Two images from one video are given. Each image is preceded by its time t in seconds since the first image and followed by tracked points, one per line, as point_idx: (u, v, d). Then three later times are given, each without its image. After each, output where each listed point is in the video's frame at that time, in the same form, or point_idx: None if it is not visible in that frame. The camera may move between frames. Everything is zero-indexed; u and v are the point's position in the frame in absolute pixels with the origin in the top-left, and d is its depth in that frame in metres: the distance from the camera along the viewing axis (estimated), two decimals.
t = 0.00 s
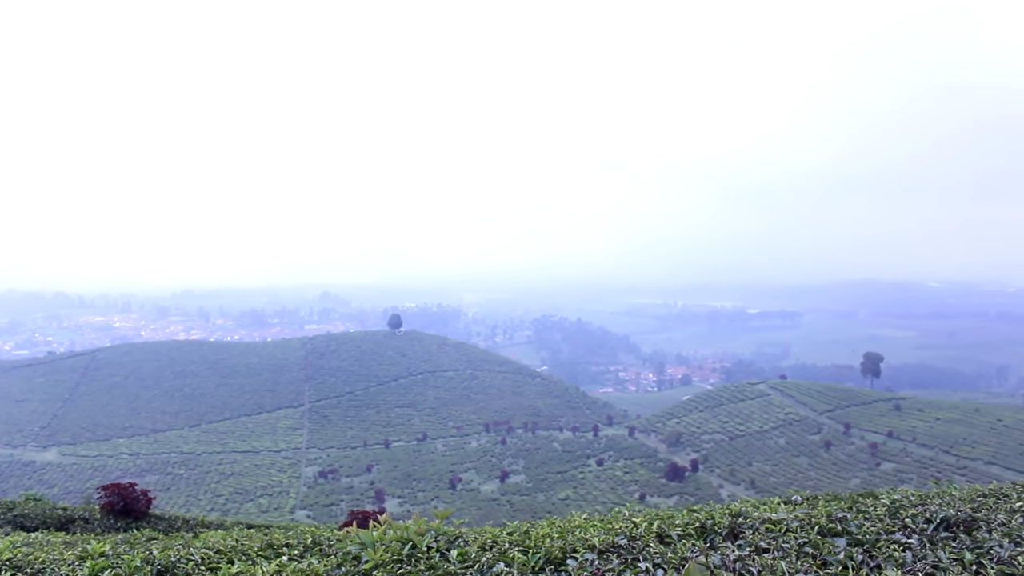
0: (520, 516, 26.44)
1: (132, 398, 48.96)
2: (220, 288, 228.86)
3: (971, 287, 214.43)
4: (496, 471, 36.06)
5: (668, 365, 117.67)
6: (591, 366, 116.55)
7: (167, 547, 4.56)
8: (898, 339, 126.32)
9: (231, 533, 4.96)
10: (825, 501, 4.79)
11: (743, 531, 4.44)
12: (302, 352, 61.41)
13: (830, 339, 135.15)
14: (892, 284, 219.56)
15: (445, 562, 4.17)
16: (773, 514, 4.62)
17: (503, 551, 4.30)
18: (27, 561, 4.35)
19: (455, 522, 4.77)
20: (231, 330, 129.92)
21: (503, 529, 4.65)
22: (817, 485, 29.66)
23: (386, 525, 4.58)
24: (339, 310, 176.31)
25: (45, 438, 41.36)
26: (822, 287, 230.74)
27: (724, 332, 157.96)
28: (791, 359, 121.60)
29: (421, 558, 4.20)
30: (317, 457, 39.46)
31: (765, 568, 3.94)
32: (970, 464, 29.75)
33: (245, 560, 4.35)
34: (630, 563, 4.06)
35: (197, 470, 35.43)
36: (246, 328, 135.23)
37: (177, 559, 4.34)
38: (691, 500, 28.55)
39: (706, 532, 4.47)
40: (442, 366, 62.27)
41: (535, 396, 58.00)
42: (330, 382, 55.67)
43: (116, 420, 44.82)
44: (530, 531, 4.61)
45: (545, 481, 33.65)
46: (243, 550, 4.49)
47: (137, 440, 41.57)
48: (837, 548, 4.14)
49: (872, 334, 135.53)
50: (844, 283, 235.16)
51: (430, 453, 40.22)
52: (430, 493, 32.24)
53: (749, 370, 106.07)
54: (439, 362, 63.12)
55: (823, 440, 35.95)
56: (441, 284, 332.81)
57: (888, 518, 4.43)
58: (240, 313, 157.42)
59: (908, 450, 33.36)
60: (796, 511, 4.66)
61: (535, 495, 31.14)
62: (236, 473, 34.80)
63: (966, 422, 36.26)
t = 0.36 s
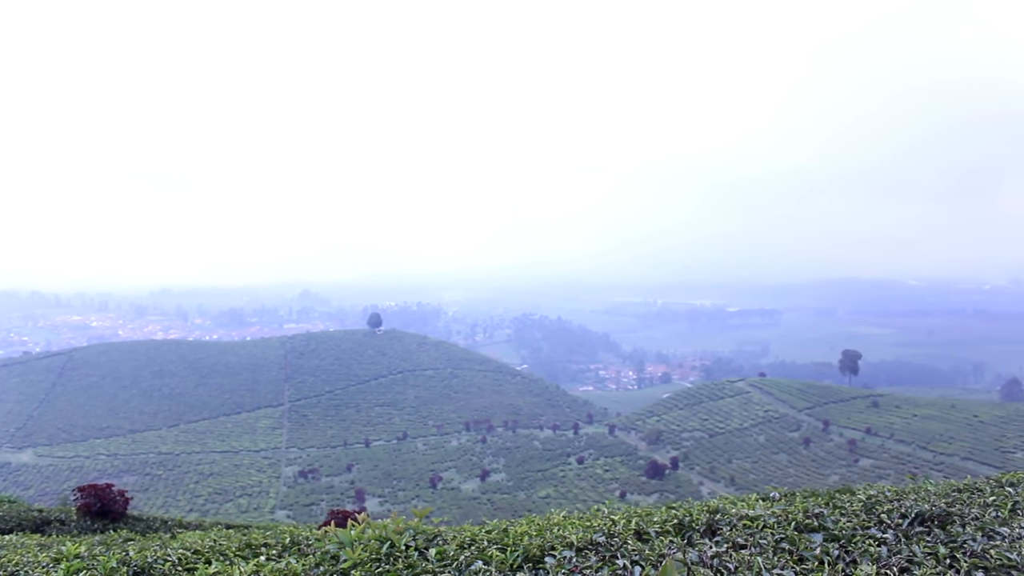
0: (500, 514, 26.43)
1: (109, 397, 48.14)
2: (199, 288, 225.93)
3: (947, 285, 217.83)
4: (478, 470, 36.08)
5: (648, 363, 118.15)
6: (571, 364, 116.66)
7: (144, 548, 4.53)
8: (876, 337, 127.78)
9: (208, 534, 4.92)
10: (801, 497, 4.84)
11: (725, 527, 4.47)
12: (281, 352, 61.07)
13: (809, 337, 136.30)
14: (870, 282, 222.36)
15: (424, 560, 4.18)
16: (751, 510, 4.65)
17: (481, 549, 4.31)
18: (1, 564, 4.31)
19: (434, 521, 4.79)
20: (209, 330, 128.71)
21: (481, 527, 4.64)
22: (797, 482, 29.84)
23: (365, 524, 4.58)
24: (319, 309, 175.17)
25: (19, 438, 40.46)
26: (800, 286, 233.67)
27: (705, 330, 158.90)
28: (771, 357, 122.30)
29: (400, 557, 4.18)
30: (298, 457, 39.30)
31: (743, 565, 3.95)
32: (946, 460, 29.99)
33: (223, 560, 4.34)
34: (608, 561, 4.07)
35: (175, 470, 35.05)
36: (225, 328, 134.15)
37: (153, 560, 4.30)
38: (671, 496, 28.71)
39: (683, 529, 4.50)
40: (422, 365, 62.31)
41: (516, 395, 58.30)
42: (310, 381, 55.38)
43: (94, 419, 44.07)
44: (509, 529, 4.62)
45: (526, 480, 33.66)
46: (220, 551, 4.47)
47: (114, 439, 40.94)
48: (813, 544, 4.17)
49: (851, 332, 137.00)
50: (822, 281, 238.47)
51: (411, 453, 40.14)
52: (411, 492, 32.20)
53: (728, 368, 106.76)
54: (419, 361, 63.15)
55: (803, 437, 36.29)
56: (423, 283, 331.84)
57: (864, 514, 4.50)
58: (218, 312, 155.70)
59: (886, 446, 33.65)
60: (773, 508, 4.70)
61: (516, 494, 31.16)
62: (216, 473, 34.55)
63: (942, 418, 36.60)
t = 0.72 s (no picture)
0: (489, 515, 26.45)
1: (96, 400, 47.77)
2: (187, 291, 224.46)
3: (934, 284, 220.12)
4: (467, 471, 36.09)
5: (637, 363, 118.38)
6: (559, 365, 116.61)
7: (130, 552, 4.53)
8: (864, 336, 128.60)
9: (195, 537, 4.91)
10: (790, 496, 4.88)
11: (713, 525, 4.50)
12: (269, 354, 60.90)
13: (798, 336, 137.09)
14: (858, 282, 224.11)
15: (412, 561, 4.17)
16: (739, 510, 4.68)
17: (470, 550, 4.31)
18: None
19: (422, 522, 4.78)
20: (196, 333, 128.08)
21: (469, 529, 4.64)
22: (785, 481, 29.86)
23: (353, 525, 4.57)
24: (307, 311, 174.69)
25: (4, 443, 40.07)
26: (789, 285, 235.18)
27: (694, 330, 159.35)
28: (759, 356, 122.42)
29: (387, 558, 4.19)
30: (286, 459, 39.19)
31: (729, 564, 3.96)
32: (934, 458, 30.12)
33: (210, 563, 4.32)
34: (595, 560, 4.09)
35: (163, 474, 34.82)
36: (214, 331, 133.89)
37: (141, 563, 4.29)
38: (659, 497, 28.79)
39: (670, 529, 4.51)
40: (411, 366, 62.29)
41: (504, 396, 58.50)
42: (298, 384, 55.20)
43: (80, 423, 43.76)
44: (497, 529, 4.63)
45: (515, 481, 33.68)
46: (207, 554, 4.46)
47: (101, 443, 40.63)
48: (799, 542, 4.20)
49: (839, 331, 138.02)
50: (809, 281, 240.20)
51: (400, 454, 40.09)
52: (400, 494, 32.15)
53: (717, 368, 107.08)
54: (407, 362, 63.12)
55: (791, 437, 36.40)
56: (412, 285, 331.28)
57: (849, 511, 4.55)
58: (205, 315, 154.70)
59: (874, 445, 33.80)
60: (759, 506, 4.74)
61: (505, 495, 31.16)
62: (204, 477, 34.37)
63: (929, 417, 36.82)
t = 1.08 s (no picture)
0: (474, 514, 26.48)
1: (79, 400, 47.31)
2: (171, 291, 222.72)
3: (917, 283, 222.70)
4: (452, 470, 36.10)
5: (622, 362, 118.79)
6: (545, 364, 116.68)
7: (113, 553, 4.51)
8: (848, 335, 129.72)
9: (179, 538, 4.90)
10: (772, 494, 4.95)
11: (699, 523, 4.52)
12: (254, 354, 60.61)
13: (782, 335, 137.98)
14: (842, 281, 226.66)
15: (395, 560, 4.17)
16: (722, 508, 4.72)
17: (454, 549, 4.31)
18: None
19: (406, 522, 4.78)
20: (180, 333, 127.30)
21: (454, 528, 4.65)
22: (770, 479, 29.98)
23: (336, 524, 4.58)
24: (292, 310, 173.72)
25: None
26: (774, 284, 237.19)
27: (681, 328, 159.94)
28: (744, 355, 122.71)
29: (371, 557, 4.18)
30: (271, 459, 39.05)
31: (712, 561, 3.98)
32: (917, 456, 30.36)
33: (192, 564, 4.30)
34: (578, 558, 4.10)
35: (147, 474, 34.53)
36: (198, 330, 133.12)
37: (123, 564, 4.27)
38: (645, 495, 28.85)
39: (654, 526, 4.54)
40: (396, 366, 62.22)
41: (490, 395, 58.72)
42: (283, 383, 54.95)
43: (63, 423, 43.35)
44: (480, 528, 4.65)
45: (501, 480, 33.69)
46: (190, 554, 4.45)
47: (83, 444, 40.23)
48: (782, 539, 4.23)
49: (823, 330, 139.15)
50: (793, 280, 242.51)
51: (386, 454, 40.01)
52: (385, 493, 32.07)
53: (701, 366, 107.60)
54: (392, 361, 63.04)
55: (776, 435, 36.61)
56: (398, 284, 330.76)
57: (832, 509, 4.60)
58: (188, 315, 153.53)
59: (858, 443, 34.04)
60: (742, 505, 4.80)
61: (490, 494, 31.15)
62: (188, 477, 34.17)
63: (913, 415, 37.14)
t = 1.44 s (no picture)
0: (458, 515, 26.49)
1: (58, 402, 46.75)
2: (153, 292, 220.81)
3: (899, 283, 225.45)
4: (436, 472, 36.09)
5: (606, 362, 119.15)
6: (529, 365, 116.83)
7: (92, 556, 4.49)
8: (831, 335, 130.95)
9: (161, 542, 4.87)
10: (754, 493, 4.98)
11: (685, 524, 4.53)
12: (236, 356, 60.30)
13: (766, 334, 138.87)
14: (824, 282, 229.26)
15: (378, 563, 4.15)
16: (704, 508, 4.75)
17: (435, 550, 4.33)
18: None
19: (390, 523, 4.79)
20: (162, 335, 126.50)
21: (437, 530, 4.67)
22: (753, 479, 30.08)
23: (318, 527, 4.57)
24: (275, 312, 172.82)
25: None
26: (758, 284, 239.06)
27: (666, 328, 160.46)
28: (727, 355, 123.28)
29: (352, 559, 4.18)
30: (255, 460, 38.88)
31: (694, 561, 3.99)
32: (898, 454, 30.58)
33: (172, 567, 4.27)
34: (560, 559, 4.10)
35: (129, 477, 34.23)
36: (180, 332, 132.20)
37: (102, 567, 4.26)
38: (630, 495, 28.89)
39: (636, 527, 4.56)
40: (380, 367, 62.13)
41: (474, 396, 58.91)
42: (266, 385, 54.69)
43: (42, 425, 42.86)
44: (464, 529, 4.67)
45: (485, 481, 33.67)
46: (171, 557, 4.43)
47: (63, 447, 39.76)
48: (763, 538, 4.25)
49: (806, 330, 140.26)
50: (777, 280, 244.78)
51: (370, 455, 39.90)
52: (369, 495, 32.00)
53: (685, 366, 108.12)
54: (376, 363, 62.95)
55: (759, 435, 36.75)
56: (384, 285, 330.12)
57: (814, 508, 4.63)
58: (170, 317, 152.37)
59: (840, 442, 34.28)
60: (725, 504, 4.83)
61: (475, 495, 31.14)
62: (170, 480, 33.93)
63: (894, 414, 37.47)
